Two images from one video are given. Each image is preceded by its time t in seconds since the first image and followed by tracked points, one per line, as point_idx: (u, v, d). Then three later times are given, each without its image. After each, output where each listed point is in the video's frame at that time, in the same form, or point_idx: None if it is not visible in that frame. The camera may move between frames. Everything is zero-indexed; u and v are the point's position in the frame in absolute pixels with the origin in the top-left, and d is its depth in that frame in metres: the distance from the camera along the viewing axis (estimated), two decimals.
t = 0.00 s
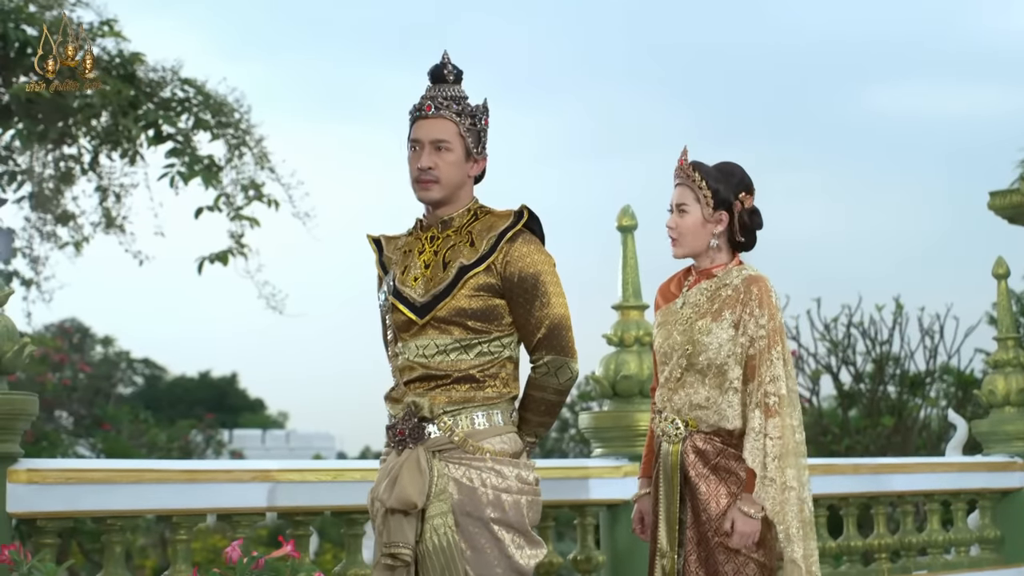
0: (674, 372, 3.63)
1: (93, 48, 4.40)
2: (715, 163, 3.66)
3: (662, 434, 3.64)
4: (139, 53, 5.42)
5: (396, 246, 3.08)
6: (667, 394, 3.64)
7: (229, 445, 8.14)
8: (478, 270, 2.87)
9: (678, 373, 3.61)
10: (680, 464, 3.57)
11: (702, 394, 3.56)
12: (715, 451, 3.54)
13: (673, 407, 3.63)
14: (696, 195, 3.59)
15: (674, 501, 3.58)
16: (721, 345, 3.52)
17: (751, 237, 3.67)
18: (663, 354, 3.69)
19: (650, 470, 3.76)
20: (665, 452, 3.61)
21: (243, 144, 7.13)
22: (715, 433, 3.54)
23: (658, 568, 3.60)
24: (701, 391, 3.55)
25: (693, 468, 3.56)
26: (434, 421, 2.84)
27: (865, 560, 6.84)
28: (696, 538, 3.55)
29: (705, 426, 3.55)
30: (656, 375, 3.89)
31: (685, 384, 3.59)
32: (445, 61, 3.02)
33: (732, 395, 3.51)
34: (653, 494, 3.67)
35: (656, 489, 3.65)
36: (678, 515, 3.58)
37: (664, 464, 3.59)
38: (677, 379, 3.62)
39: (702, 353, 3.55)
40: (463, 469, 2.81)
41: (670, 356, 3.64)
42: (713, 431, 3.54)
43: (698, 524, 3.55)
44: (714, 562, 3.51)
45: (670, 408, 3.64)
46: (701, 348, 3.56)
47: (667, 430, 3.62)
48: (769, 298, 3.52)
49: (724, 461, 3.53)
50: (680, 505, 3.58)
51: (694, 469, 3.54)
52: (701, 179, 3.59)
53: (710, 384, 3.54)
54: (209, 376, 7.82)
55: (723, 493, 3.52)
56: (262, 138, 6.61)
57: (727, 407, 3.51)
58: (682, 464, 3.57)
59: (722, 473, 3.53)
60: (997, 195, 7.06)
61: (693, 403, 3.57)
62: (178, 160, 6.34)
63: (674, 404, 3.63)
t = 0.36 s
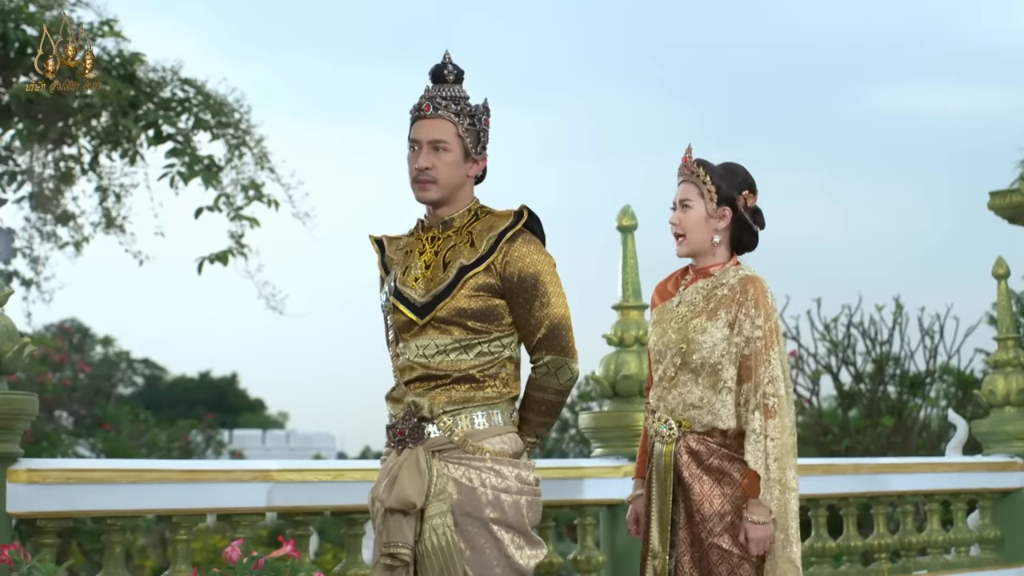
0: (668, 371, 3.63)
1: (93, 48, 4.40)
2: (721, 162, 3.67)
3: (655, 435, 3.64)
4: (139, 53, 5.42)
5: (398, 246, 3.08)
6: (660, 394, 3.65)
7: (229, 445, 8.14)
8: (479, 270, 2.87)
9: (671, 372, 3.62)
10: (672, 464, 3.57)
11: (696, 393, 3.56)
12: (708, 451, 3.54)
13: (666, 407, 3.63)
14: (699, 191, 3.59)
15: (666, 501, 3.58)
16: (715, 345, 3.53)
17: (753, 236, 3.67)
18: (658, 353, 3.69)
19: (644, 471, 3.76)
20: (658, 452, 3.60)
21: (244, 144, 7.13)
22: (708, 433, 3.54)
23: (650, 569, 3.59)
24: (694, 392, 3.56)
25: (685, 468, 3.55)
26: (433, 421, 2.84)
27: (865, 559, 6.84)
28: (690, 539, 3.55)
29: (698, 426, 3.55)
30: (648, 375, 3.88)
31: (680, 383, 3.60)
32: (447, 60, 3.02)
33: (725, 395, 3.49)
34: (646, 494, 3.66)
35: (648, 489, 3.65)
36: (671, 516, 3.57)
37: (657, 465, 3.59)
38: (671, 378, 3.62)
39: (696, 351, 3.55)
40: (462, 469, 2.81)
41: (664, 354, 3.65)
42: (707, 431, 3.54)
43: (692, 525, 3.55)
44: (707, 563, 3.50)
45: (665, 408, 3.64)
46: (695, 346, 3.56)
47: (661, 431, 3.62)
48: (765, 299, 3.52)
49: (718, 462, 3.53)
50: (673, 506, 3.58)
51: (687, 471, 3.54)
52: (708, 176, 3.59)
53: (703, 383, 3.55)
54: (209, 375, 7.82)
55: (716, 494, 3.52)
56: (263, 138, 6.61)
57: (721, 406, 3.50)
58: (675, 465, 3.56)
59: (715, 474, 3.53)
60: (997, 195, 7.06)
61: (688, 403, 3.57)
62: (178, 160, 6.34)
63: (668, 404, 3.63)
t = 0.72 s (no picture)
0: (667, 369, 3.63)
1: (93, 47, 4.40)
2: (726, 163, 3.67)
3: (650, 433, 3.64)
4: (139, 53, 5.42)
5: (397, 246, 3.08)
6: (658, 392, 3.65)
7: (229, 445, 8.14)
8: (479, 270, 2.87)
9: (670, 369, 3.62)
10: (667, 464, 3.56)
11: (694, 391, 3.56)
12: (704, 450, 3.53)
13: (664, 405, 3.63)
14: (705, 190, 3.60)
15: (660, 500, 3.57)
16: (716, 342, 3.53)
17: (755, 237, 3.67)
18: (657, 350, 3.69)
19: (638, 470, 3.75)
20: (654, 450, 3.60)
21: (243, 144, 7.13)
22: (705, 432, 3.54)
23: (643, 568, 3.59)
24: (692, 389, 3.55)
25: (681, 467, 3.55)
26: (434, 421, 2.84)
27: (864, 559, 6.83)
28: (683, 538, 3.54)
29: (695, 424, 3.55)
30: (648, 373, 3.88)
31: (677, 381, 3.59)
32: (448, 61, 3.02)
33: (724, 393, 3.50)
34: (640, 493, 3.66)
35: (642, 487, 3.64)
36: (664, 515, 3.57)
37: (652, 463, 3.59)
38: (669, 375, 3.62)
39: (695, 349, 3.56)
40: (461, 469, 2.81)
41: (664, 352, 3.65)
42: (703, 429, 3.54)
43: (685, 524, 3.54)
44: (701, 562, 3.50)
45: (661, 405, 3.64)
46: (695, 343, 3.56)
47: (657, 429, 3.62)
48: (767, 299, 3.52)
49: (713, 461, 3.52)
50: (667, 505, 3.57)
51: (682, 470, 3.54)
52: (713, 176, 3.59)
53: (701, 381, 3.54)
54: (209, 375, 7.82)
55: (711, 493, 3.52)
56: (262, 138, 6.60)
57: (719, 404, 3.50)
58: (670, 463, 3.56)
59: (710, 473, 3.53)
60: (997, 195, 7.06)
61: (684, 401, 3.56)
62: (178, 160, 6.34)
63: (665, 402, 3.62)
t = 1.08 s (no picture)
0: (666, 367, 3.63)
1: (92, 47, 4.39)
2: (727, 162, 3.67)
3: (651, 432, 3.64)
4: (138, 53, 5.42)
5: (394, 245, 3.08)
6: (658, 390, 3.65)
7: (228, 445, 8.14)
8: (477, 269, 2.87)
9: (670, 368, 3.61)
10: (667, 462, 3.57)
11: (693, 389, 3.56)
12: (704, 448, 3.53)
13: (664, 403, 3.63)
14: (705, 189, 3.59)
15: (659, 499, 3.57)
16: (713, 340, 3.53)
17: (754, 236, 3.68)
18: (656, 349, 3.69)
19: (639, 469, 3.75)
20: (654, 448, 3.60)
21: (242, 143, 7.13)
22: (704, 430, 3.54)
23: (641, 566, 3.58)
24: (692, 387, 3.55)
25: (680, 465, 3.55)
26: (432, 420, 2.84)
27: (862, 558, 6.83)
28: (682, 537, 3.54)
29: (694, 422, 3.55)
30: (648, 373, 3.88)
31: (676, 379, 3.59)
32: (447, 60, 3.02)
33: (723, 390, 3.50)
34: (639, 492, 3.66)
35: (641, 486, 3.64)
36: (663, 514, 3.57)
37: (651, 461, 3.59)
38: (668, 374, 3.62)
39: (694, 347, 3.56)
40: (460, 469, 2.80)
41: (662, 350, 3.65)
42: (703, 427, 3.54)
43: (684, 523, 3.54)
44: (699, 561, 3.49)
45: (661, 404, 3.64)
46: (693, 341, 3.56)
47: (657, 428, 3.62)
48: (763, 295, 3.52)
49: (713, 459, 3.52)
50: (666, 504, 3.57)
51: (682, 468, 3.54)
52: (714, 175, 3.59)
53: (700, 379, 3.54)
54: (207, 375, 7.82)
55: (710, 492, 3.51)
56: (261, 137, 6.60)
57: (718, 402, 3.50)
58: (670, 461, 3.57)
59: (710, 472, 3.52)
60: (996, 195, 7.05)
61: (683, 399, 3.57)
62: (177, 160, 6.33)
63: (665, 401, 3.62)
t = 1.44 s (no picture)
0: (670, 371, 3.63)
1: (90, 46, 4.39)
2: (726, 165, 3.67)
3: (660, 434, 3.65)
4: (136, 53, 5.42)
5: (391, 246, 3.08)
6: (664, 394, 3.65)
7: (227, 445, 8.14)
8: (474, 269, 2.87)
9: (674, 372, 3.62)
10: (677, 464, 3.57)
11: (699, 392, 3.56)
12: (711, 450, 3.54)
13: (671, 406, 3.63)
14: (702, 191, 3.60)
15: (670, 501, 3.58)
16: (714, 342, 3.53)
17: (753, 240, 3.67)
18: (660, 352, 3.69)
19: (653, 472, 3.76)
20: (663, 451, 3.61)
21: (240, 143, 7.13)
22: (712, 431, 3.54)
23: (653, 568, 3.59)
24: (697, 390, 3.56)
25: (690, 467, 3.55)
26: (429, 421, 2.84)
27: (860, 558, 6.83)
28: (693, 538, 3.54)
29: (702, 423, 3.55)
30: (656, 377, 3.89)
31: (682, 382, 3.60)
32: (442, 60, 3.01)
33: (727, 392, 3.50)
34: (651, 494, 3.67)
35: (652, 488, 3.65)
36: (674, 515, 3.58)
37: (661, 464, 3.60)
38: (673, 378, 3.62)
39: (695, 350, 3.56)
40: (456, 469, 2.80)
41: (665, 354, 3.65)
42: (711, 428, 3.54)
43: (695, 524, 3.54)
44: (710, 562, 3.49)
45: (668, 406, 3.64)
46: (695, 344, 3.56)
47: (666, 429, 3.63)
48: (760, 294, 3.51)
49: (721, 460, 3.52)
50: (677, 505, 3.58)
51: (691, 470, 3.54)
52: (712, 178, 3.59)
53: (705, 381, 3.55)
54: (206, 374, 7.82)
55: (719, 493, 3.51)
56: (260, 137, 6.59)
57: (723, 404, 3.51)
58: (679, 463, 3.57)
59: (719, 472, 3.52)
60: (995, 195, 7.05)
61: (690, 401, 3.57)
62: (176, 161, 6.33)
63: (672, 403, 3.63)
